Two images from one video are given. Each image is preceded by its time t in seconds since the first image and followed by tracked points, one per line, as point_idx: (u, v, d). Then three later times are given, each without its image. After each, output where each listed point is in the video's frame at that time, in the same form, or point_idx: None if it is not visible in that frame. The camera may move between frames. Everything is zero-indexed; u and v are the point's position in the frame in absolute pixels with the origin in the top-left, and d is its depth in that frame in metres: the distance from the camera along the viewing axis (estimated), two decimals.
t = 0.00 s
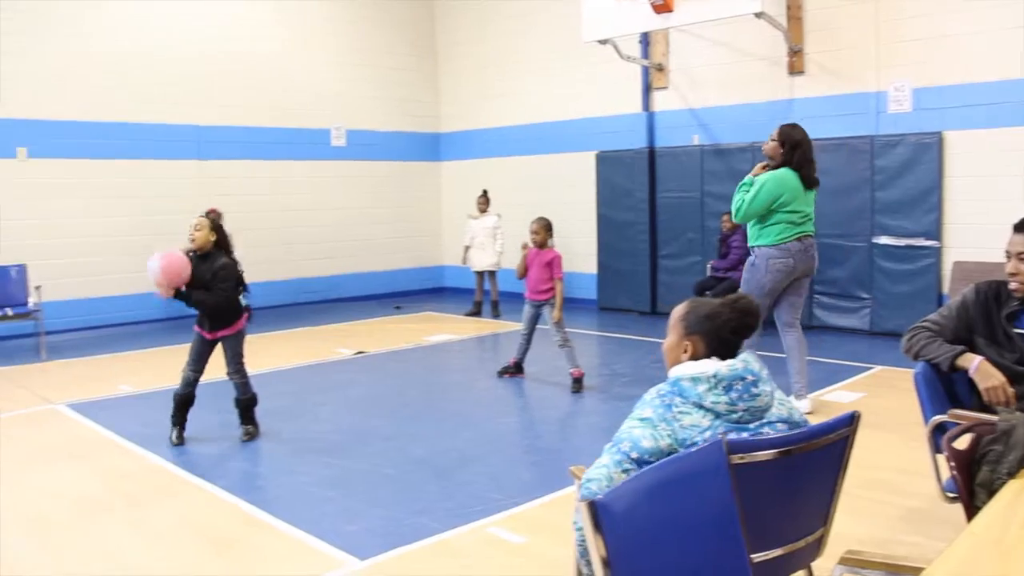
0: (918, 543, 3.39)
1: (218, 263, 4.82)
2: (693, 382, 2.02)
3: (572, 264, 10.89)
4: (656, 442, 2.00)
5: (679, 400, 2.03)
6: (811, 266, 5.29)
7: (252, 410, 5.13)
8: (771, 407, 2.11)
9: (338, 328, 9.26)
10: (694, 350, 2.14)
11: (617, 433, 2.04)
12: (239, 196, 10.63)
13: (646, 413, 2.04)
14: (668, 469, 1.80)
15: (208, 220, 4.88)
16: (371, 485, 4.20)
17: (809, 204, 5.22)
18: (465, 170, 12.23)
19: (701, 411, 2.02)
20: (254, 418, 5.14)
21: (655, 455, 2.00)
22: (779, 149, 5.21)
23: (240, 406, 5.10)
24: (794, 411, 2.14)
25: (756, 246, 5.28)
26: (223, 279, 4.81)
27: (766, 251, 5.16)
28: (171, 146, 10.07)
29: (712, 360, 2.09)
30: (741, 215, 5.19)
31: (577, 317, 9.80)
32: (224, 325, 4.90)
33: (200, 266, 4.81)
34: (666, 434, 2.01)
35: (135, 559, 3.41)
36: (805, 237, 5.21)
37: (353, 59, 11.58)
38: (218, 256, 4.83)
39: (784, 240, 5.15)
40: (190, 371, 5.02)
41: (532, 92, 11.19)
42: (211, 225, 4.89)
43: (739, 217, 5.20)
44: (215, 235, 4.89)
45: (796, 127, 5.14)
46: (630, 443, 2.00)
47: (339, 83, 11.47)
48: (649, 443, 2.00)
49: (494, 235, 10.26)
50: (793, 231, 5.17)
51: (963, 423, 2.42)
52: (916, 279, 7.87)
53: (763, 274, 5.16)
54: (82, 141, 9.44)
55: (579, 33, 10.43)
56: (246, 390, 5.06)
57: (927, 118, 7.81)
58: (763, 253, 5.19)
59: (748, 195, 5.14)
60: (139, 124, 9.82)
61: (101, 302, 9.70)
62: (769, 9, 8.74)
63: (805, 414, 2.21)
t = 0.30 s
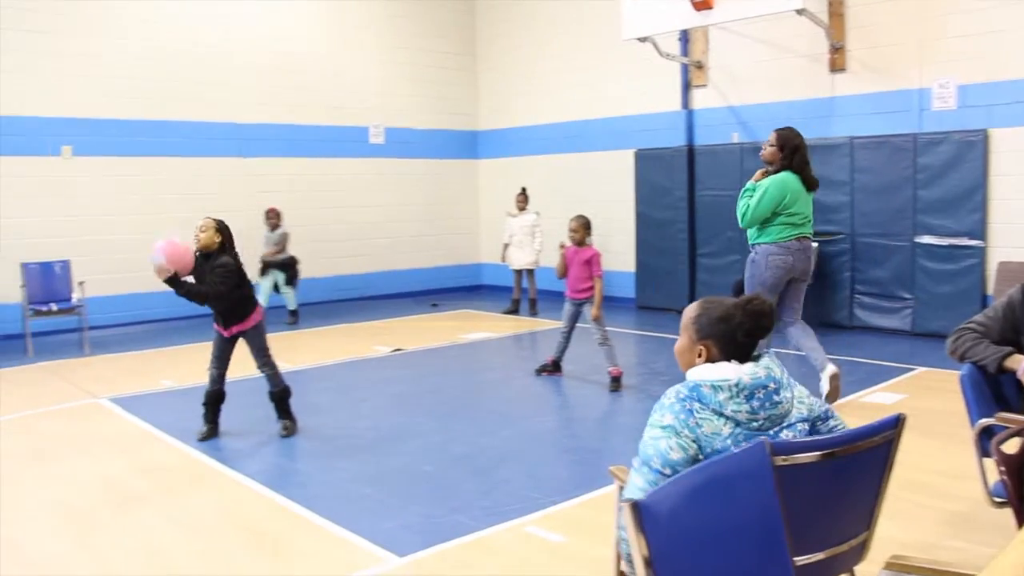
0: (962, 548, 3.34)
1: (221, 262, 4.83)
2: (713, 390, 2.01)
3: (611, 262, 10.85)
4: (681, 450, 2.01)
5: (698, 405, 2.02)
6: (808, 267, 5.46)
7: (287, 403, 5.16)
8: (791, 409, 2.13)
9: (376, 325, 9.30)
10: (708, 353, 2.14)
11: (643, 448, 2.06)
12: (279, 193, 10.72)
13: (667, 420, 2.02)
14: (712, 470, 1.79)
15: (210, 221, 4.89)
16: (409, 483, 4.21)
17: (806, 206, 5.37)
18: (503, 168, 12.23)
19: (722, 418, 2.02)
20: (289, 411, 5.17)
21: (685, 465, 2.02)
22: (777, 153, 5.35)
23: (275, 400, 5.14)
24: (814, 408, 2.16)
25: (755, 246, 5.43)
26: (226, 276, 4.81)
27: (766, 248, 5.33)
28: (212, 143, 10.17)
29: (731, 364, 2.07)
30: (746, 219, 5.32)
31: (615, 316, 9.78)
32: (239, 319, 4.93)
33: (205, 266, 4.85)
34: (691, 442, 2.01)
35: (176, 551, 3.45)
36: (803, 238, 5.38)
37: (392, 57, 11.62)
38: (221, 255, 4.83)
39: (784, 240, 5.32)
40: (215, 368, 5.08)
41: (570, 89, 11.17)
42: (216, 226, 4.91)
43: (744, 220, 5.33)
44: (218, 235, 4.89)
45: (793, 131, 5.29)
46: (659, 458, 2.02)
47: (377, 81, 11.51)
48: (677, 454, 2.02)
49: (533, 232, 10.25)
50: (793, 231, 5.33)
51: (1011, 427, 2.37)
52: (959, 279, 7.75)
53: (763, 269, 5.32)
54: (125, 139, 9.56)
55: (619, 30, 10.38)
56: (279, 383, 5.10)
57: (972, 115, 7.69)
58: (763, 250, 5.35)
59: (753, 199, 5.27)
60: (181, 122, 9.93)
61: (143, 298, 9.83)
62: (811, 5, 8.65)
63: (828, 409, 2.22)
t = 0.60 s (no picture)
0: None
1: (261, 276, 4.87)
2: (774, 392, 2.00)
3: (660, 261, 10.79)
4: (739, 451, 1.99)
5: (759, 406, 2.01)
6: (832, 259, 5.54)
7: (343, 394, 5.30)
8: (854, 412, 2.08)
9: (424, 323, 9.34)
10: (775, 353, 2.10)
11: (700, 448, 2.03)
12: (328, 192, 10.80)
13: (725, 421, 2.02)
14: (768, 471, 1.78)
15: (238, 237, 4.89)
16: (460, 481, 4.21)
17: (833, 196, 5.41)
18: (552, 166, 12.20)
19: (782, 421, 2.00)
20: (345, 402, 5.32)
21: (743, 467, 1.99)
22: (799, 149, 5.29)
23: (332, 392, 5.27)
24: (881, 414, 2.11)
25: (792, 241, 5.41)
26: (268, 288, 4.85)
27: (807, 242, 5.33)
28: (263, 143, 10.28)
29: (793, 365, 2.05)
30: (782, 215, 5.29)
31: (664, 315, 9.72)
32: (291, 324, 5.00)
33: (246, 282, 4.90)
34: (748, 443, 1.99)
35: (231, 546, 3.49)
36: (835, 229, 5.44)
37: (440, 56, 11.66)
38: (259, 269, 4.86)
39: (824, 231, 5.34)
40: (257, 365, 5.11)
41: (619, 87, 11.12)
42: (248, 241, 4.91)
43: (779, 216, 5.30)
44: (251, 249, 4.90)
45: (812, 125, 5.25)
46: (716, 459, 2.00)
47: (425, 79, 11.55)
48: (734, 455, 2.00)
49: (581, 231, 10.23)
50: (828, 222, 5.36)
51: None
52: (1017, 279, 7.58)
53: (808, 263, 5.32)
54: (178, 139, 9.72)
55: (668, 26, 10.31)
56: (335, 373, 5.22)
57: None
58: (804, 244, 5.35)
59: (788, 195, 5.24)
60: (232, 122, 10.06)
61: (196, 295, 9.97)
62: None
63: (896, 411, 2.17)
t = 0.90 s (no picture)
0: None
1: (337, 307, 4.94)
2: (858, 377, 2.02)
3: (710, 260, 10.70)
4: (829, 435, 2.02)
5: (844, 393, 2.04)
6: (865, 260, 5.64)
7: (400, 395, 5.34)
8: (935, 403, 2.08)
9: (474, 321, 9.36)
10: (856, 346, 2.13)
11: (790, 431, 2.07)
12: (380, 191, 10.87)
13: (814, 406, 2.05)
14: (829, 472, 1.73)
15: (303, 278, 4.80)
16: (513, 479, 4.21)
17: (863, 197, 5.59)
18: (602, 164, 12.15)
19: (866, 407, 2.03)
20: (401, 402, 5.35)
21: (832, 451, 2.02)
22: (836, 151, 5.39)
23: (389, 393, 5.31)
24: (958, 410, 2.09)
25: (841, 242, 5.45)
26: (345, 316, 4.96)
27: (859, 238, 5.40)
28: (315, 142, 10.37)
29: (875, 356, 2.08)
30: (842, 214, 5.33)
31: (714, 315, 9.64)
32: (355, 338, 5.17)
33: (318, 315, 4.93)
34: (836, 428, 2.03)
35: (283, 541, 3.53)
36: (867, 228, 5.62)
37: (490, 55, 11.66)
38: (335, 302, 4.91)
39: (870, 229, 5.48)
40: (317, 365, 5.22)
41: (670, 86, 11.05)
42: (308, 280, 4.84)
43: (839, 216, 5.34)
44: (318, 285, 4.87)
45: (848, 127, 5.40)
46: (807, 441, 2.03)
47: (475, 78, 11.56)
48: (825, 439, 2.03)
49: (631, 229, 10.18)
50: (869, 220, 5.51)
51: None
52: None
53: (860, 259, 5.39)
54: (232, 139, 9.84)
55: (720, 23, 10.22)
56: (393, 377, 5.28)
57: None
58: (855, 240, 5.40)
59: (847, 194, 5.30)
60: (285, 121, 10.17)
61: (249, 293, 10.08)
62: None
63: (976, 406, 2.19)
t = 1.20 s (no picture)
0: None
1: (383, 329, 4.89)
2: (890, 369, 1.99)
3: (764, 260, 10.58)
4: (865, 424, 1.95)
5: (876, 387, 1.99)
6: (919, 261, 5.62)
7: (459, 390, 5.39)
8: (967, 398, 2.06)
9: (525, 320, 9.37)
10: (884, 348, 2.10)
11: (824, 426, 1.98)
12: (432, 189, 10.90)
13: (848, 400, 1.99)
14: (892, 475, 1.70)
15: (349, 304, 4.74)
16: (564, 479, 4.19)
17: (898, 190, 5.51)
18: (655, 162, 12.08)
19: (901, 398, 1.98)
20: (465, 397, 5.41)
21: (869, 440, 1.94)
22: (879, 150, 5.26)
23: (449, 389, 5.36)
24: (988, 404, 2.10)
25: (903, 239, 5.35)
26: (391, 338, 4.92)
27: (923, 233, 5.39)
28: (369, 141, 10.43)
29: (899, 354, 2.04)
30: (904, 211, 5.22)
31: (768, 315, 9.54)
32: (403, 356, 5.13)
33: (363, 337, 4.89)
34: (872, 418, 1.96)
35: (338, 537, 3.55)
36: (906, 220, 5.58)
37: (544, 53, 11.64)
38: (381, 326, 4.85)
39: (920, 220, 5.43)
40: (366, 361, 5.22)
41: (725, 84, 10.95)
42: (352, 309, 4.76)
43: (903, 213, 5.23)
44: (363, 308, 4.81)
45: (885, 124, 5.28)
46: (843, 430, 1.94)
47: (528, 76, 11.56)
48: (861, 429, 1.95)
49: (685, 229, 10.10)
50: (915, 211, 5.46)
51: None
52: None
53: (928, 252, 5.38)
54: (287, 137, 9.94)
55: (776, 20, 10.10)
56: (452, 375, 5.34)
57: None
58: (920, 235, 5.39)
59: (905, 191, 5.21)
60: (340, 120, 10.24)
61: (303, 290, 10.19)
62: None
63: (1002, 417, 2.16)
